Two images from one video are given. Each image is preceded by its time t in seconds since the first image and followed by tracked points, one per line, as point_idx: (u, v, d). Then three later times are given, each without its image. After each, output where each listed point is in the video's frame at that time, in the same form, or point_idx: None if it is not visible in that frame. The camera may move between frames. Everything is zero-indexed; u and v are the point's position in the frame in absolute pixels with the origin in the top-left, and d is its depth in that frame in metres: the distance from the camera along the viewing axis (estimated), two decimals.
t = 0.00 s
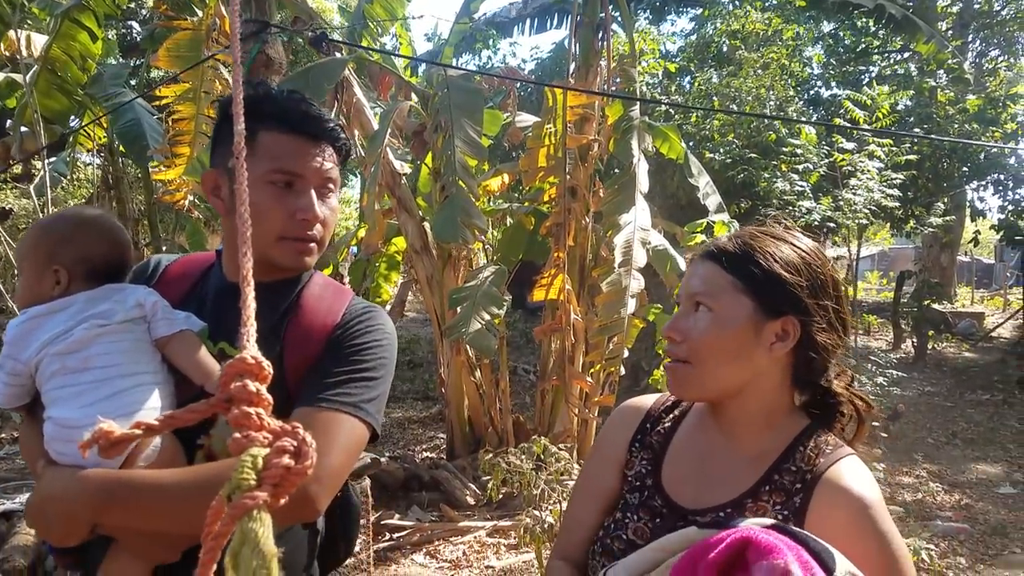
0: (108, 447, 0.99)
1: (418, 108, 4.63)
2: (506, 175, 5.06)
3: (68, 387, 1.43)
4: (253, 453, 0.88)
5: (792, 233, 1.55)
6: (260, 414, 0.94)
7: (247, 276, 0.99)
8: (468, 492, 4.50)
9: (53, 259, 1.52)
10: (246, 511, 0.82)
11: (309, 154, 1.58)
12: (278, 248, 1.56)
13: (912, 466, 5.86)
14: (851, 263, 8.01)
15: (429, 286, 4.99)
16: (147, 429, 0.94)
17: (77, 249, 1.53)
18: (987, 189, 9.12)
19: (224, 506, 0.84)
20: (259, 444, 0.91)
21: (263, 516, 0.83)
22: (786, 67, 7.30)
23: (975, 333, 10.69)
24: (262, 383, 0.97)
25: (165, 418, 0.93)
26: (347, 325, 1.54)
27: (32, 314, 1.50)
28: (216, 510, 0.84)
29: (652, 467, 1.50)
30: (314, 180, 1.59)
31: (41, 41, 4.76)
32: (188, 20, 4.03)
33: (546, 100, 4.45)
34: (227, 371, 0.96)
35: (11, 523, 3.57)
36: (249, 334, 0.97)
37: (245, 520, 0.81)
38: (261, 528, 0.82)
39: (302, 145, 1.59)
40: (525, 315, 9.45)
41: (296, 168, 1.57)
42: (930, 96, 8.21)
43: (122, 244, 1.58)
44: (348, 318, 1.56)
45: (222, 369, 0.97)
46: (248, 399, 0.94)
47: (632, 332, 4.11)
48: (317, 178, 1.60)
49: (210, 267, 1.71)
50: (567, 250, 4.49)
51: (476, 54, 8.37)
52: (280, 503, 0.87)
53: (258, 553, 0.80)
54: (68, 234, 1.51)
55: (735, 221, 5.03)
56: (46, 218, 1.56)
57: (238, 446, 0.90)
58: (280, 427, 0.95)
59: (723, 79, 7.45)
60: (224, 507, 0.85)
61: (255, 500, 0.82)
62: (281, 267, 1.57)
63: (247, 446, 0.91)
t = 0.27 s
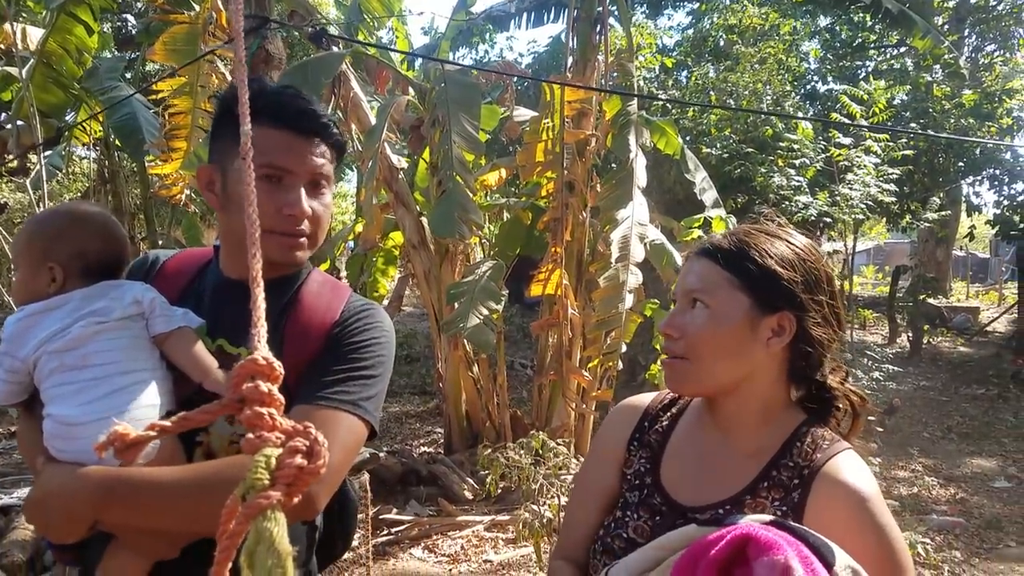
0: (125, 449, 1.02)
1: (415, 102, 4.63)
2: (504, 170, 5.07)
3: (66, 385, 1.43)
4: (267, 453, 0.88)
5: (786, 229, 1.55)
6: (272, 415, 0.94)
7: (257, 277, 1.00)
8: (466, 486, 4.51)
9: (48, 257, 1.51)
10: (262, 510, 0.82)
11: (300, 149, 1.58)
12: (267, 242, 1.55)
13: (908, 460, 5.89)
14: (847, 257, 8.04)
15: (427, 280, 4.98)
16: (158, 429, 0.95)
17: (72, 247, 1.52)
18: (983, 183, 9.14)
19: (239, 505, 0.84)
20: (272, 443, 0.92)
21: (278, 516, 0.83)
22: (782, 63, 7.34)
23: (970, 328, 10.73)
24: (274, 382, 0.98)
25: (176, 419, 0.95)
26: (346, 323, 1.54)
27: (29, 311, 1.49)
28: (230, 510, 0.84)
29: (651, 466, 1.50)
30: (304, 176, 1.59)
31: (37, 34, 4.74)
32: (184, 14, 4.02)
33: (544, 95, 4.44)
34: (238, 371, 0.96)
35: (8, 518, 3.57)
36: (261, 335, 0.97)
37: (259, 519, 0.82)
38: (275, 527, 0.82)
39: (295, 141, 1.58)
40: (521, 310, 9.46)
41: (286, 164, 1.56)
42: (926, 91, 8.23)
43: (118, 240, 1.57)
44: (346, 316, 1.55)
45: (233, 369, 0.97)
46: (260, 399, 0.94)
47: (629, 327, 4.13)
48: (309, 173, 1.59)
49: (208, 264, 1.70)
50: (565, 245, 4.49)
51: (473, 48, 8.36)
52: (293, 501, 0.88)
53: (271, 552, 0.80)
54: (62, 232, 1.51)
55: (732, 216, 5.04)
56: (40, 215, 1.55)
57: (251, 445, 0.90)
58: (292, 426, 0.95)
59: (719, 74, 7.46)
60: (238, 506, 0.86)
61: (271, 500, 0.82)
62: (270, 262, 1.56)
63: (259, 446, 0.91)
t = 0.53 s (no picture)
0: (134, 447, 0.98)
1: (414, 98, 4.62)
2: (502, 166, 5.06)
3: (67, 382, 1.43)
4: (277, 452, 0.89)
5: (786, 226, 1.56)
6: (282, 413, 0.95)
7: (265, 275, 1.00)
8: (465, 482, 4.52)
9: (45, 255, 1.50)
10: (273, 508, 0.83)
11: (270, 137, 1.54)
12: (240, 233, 1.54)
13: (904, 456, 5.91)
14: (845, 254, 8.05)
15: (425, 276, 4.98)
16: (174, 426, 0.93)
17: (70, 245, 1.51)
18: (979, 180, 9.16)
19: (248, 502, 0.85)
20: (283, 442, 0.93)
21: (288, 514, 0.85)
22: (780, 58, 7.33)
23: (966, 324, 10.76)
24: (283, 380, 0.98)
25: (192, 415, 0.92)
26: (346, 320, 1.54)
27: (29, 309, 1.49)
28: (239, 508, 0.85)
29: (653, 465, 1.50)
30: (277, 166, 1.54)
31: (34, 29, 4.71)
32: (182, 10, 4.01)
33: (543, 91, 4.44)
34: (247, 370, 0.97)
35: (7, 514, 3.56)
36: (269, 334, 0.98)
37: (271, 517, 0.83)
38: (286, 524, 0.84)
39: (272, 131, 1.55)
40: (519, 306, 9.46)
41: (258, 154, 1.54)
42: (923, 88, 8.24)
43: (117, 237, 1.57)
44: (346, 314, 1.56)
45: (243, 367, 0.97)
46: (270, 398, 0.94)
47: (627, 323, 4.13)
48: (282, 161, 1.54)
49: (207, 262, 1.70)
50: (563, 241, 4.49)
51: (470, 43, 8.34)
52: (304, 499, 0.88)
53: (284, 550, 0.84)
54: (60, 229, 1.50)
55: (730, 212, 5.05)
56: (37, 212, 1.54)
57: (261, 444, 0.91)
58: (302, 425, 0.95)
59: (717, 70, 7.46)
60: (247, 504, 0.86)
61: (282, 498, 0.83)
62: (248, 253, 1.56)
63: (269, 444, 0.92)
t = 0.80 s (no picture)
0: (137, 441, 1.02)
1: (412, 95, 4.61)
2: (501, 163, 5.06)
3: (65, 377, 1.42)
4: (282, 445, 0.88)
5: (787, 223, 1.56)
6: (286, 407, 0.94)
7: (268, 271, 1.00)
8: (463, 479, 4.52)
9: (40, 251, 1.50)
10: (278, 503, 0.83)
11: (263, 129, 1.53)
12: (231, 226, 1.53)
13: (902, 453, 5.92)
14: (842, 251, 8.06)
15: (424, 274, 4.97)
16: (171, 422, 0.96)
17: (64, 241, 1.50)
18: (977, 177, 9.17)
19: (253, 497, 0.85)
20: (287, 436, 0.92)
21: (293, 508, 0.85)
22: (778, 56, 7.33)
23: (964, 321, 10.78)
24: (288, 374, 0.98)
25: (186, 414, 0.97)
26: (345, 318, 1.54)
27: (27, 304, 1.48)
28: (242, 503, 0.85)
29: (654, 463, 1.50)
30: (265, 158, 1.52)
31: (31, 26, 4.70)
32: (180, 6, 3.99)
33: (541, 88, 4.43)
34: (253, 365, 0.96)
35: (5, 512, 3.54)
36: (273, 328, 0.98)
37: (275, 511, 0.83)
38: (291, 520, 0.84)
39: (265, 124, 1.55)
40: (517, 303, 9.46)
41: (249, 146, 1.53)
42: (920, 86, 8.25)
43: (114, 233, 1.56)
44: (345, 311, 1.55)
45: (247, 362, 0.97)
46: (274, 391, 0.94)
47: (626, 320, 4.14)
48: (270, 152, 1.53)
49: (205, 259, 1.69)
50: (562, 238, 4.49)
51: (468, 40, 8.33)
52: (308, 493, 0.89)
53: (288, 544, 0.82)
54: (54, 225, 1.49)
55: (729, 210, 5.05)
56: (33, 208, 1.54)
57: (266, 438, 0.90)
58: (307, 419, 0.95)
59: (715, 67, 7.46)
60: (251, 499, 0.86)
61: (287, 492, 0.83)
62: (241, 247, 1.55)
63: (275, 438, 0.90)
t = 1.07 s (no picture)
0: (142, 432, 1.00)
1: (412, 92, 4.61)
2: (500, 160, 5.06)
3: (68, 374, 1.41)
4: (291, 437, 0.88)
5: (794, 218, 1.55)
6: (294, 399, 0.94)
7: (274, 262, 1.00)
8: (463, 477, 4.52)
9: (41, 245, 1.49)
10: (286, 495, 0.83)
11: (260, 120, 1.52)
12: (228, 218, 1.52)
13: (901, 451, 5.93)
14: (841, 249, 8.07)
15: (423, 271, 4.96)
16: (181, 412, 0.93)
17: (64, 235, 1.49)
18: (975, 175, 9.18)
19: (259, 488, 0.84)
20: (296, 427, 0.91)
21: (302, 501, 0.84)
22: (777, 54, 7.33)
23: (962, 319, 10.80)
24: (295, 365, 0.97)
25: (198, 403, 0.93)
26: (350, 315, 1.53)
27: (31, 298, 1.47)
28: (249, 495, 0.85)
29: (659, 460, 1.50)
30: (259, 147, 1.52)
31: (29, 22, 4.68)
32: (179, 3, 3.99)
33: (541, 85, 4.42)
34: (259, 356, 0.95)
35: (4, 509, 3.53)
36: (280, 319, 0.97)
37: (284, 502, 0.83)
38: (300, 512, 0.83)
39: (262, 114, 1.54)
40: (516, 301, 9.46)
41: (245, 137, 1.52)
42: (919, 84, 8.26)
43: (115, 225, 1.53)
44: (349, 308, 1.55)
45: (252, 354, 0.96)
46: (283, 382, 0.94)
47: (625, 318, 4.14)
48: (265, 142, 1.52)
49: (208, 255, 1.68)
50: (562, 236, 4.48)
51: (467, 38, 8.33)
52: (316, 485, 0.88)
53: (298, 536, 0.82)
54: (53, 220, 1.48)
55: (728, 207, 5.05)
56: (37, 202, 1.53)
57: (275, 429, 0.90)
58: (315, 410, 0.94)
59: (715, 65, 7.47)
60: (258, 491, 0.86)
61: (296, 484, 0.83)
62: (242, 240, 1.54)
63: (283, 429, 0.91)
